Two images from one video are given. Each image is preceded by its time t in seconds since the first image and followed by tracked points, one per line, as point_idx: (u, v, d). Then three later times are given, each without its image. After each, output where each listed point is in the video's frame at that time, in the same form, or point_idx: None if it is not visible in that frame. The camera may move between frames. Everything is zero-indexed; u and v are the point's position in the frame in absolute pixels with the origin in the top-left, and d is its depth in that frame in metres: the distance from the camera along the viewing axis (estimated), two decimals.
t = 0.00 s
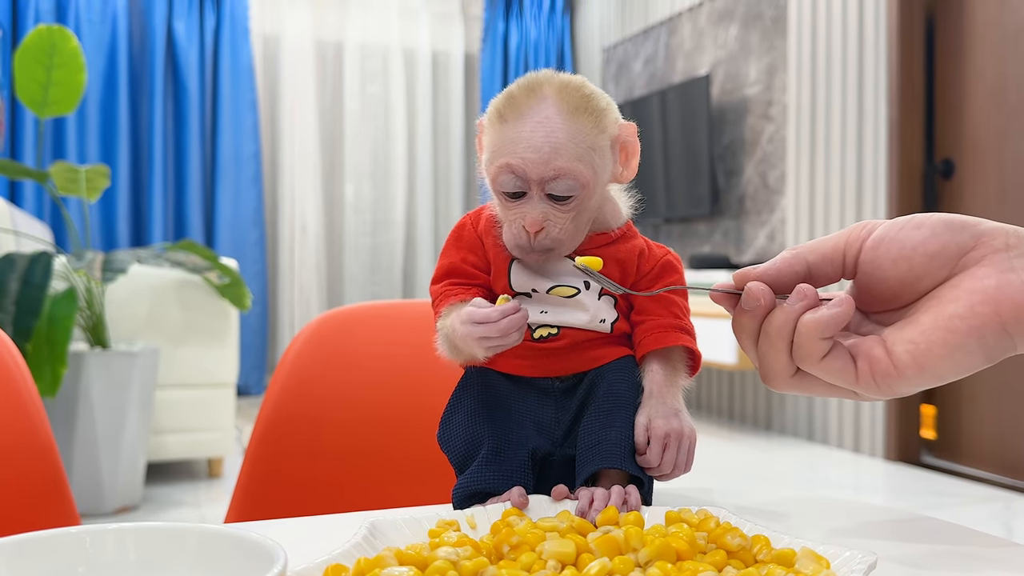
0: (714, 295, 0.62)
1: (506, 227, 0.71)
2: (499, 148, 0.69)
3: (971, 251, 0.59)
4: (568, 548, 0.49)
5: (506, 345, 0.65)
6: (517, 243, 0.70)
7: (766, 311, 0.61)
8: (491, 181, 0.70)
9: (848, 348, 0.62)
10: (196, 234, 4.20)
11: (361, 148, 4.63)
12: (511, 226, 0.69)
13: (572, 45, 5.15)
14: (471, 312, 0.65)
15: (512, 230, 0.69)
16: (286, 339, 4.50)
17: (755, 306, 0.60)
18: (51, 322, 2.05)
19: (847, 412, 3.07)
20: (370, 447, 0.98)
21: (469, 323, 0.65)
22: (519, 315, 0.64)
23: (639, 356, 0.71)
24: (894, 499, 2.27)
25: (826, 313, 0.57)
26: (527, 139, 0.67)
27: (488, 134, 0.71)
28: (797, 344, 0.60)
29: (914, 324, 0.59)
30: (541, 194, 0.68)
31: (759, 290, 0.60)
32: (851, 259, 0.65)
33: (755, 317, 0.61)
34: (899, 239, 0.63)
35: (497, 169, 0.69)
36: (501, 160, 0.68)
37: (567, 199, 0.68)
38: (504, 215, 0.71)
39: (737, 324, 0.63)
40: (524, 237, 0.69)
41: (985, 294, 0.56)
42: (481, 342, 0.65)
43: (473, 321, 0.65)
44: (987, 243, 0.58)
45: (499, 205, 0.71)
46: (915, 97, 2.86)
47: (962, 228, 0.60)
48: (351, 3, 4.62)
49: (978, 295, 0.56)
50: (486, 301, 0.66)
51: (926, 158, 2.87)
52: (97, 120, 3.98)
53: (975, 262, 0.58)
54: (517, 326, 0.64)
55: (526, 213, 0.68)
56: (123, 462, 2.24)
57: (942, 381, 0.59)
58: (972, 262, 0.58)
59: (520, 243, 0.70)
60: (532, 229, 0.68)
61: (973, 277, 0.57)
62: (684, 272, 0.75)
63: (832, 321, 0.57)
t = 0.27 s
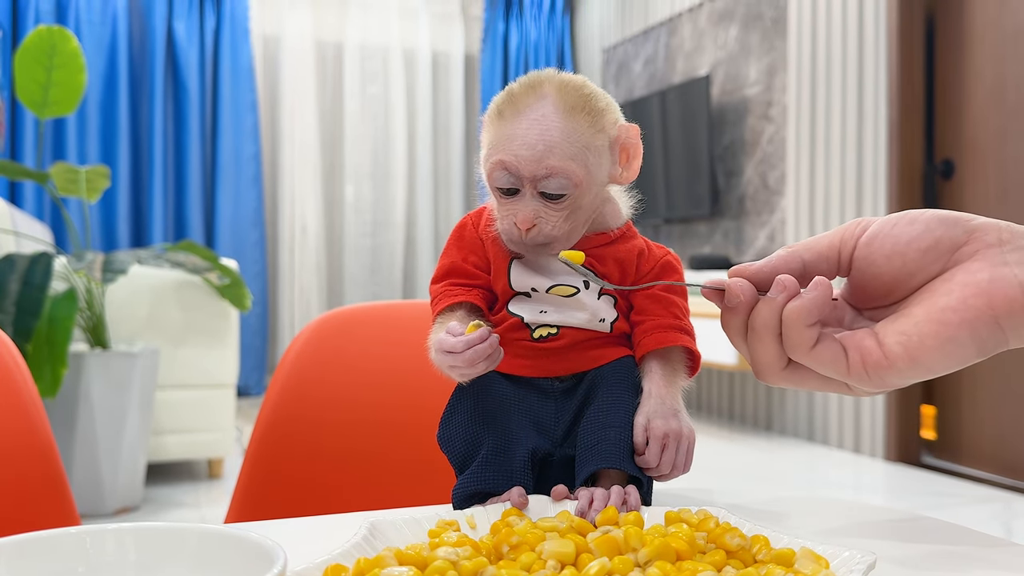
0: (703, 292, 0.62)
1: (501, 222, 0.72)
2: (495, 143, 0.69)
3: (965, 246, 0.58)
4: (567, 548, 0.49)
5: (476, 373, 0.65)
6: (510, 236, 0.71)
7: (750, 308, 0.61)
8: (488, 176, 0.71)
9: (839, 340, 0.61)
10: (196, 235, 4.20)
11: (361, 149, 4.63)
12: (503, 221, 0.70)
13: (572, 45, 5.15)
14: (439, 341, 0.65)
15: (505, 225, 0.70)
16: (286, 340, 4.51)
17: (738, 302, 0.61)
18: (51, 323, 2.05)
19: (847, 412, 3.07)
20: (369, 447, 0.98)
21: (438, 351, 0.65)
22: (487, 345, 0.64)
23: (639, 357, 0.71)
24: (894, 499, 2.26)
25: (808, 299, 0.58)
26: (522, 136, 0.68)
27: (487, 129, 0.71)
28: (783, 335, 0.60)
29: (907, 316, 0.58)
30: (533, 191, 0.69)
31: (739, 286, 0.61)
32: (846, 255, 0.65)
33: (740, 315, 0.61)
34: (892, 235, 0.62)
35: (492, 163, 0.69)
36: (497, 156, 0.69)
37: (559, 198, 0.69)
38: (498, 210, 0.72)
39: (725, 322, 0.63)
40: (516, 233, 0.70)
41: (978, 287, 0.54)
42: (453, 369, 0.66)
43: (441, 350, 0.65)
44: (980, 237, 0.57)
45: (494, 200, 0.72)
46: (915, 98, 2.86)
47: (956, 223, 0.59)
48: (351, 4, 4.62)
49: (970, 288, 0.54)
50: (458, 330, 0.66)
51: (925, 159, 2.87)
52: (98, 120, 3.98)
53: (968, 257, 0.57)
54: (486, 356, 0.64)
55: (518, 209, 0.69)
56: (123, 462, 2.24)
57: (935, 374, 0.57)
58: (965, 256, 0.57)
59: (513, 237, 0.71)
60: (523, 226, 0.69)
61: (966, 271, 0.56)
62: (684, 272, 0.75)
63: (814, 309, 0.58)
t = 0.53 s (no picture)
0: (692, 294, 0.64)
1: (514, 230, 0.71)
2: (506, 153, 0.69)
3: (961, 244, 0.57)
4: (567, 548, 0.49)
5: (471, 385, 0.65)
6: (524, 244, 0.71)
7: (739, 308, 0.62)
8: (497, 186, 0.70)
9: (835, 338, 0.60)
10: (196, 235, 4.20)
11: (361, 149, 4.63)
12: (522, 230, 0.70)
13: (572, 46, 5.15)
14: (436, 351, 0.65)
15: (524, 233, 0.70)
16: (286, 340, 4.51)
17: (726, 302, 0.62)
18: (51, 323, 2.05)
19: (848, 412, 3.07)
20: (369, 448, 0.98)
21: (435, 361, 0.65)
22: (483, 357, 0.64)
23: (638, 357, 0.71)
24: (894, 499, 2.26)
25: (800, 296, 0.57)
26: (536, 143, 0.67)
27: (492, 138, 0.71)
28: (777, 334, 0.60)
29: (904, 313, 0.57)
30: (553, 197, 0.68)
31: (725, 286, 0.62)
32: (842, 254, 0.66)
33: (731, 316, 0.62)
34: (888, 233, 0.62)
35: (506, 174, 0.69)
36: (511, 165, 0.68)
37: (577, 202, 0.69)
38: (510, 219, 0.72)
39: (716, 323, 0.64)
40: (537, 240, 0.70)
41: (975, 285, 0.54)
42: (447, 380, 0.65)
43: (438, 359, 0.65)
44: (976, 235, 0.56)
45: (503, 208, 0.71)
46: (915, 98, 2.86)
47: (953, 221, 0.58)
48: (351, 5, 4.62)
49: (966, 287, 0.54)
50: (457, 339, 0.66)
51: (926, 159, 2.87)
52: (97, 121, 3.98)
53: (965, 255, 0.57)
54: (481, 369, 0.64)
55: (538, 217, 0.69)
56: (123, 463, 2.24)
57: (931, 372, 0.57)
58: (962, 254, 0.57)
59: (534, 247, 0.71)
60: (545, 233, 0.69)
61: (964, 268, 0.55)
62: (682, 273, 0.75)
63: (807, 307, 0.57)
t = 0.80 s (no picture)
0: (692, 294, 0.64)
1: (523, 235, 0.71)
2: (513, 159, 0.69)
3: (963, 245, 0.57)
4: (568, 550, 0.49)
5: (469, 384, 0.66)
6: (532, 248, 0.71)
7: (739, 307, 0.63)
8: (505, 193, 0.70)
9: (835, 338, 0.60)
10: (196, 235, 4.20)
11: (361, 150, 4.63)
12: (532, 235, 0.69)
13: (572, 47, 5.15)
14: (435, 348, 0.65)
15: (534, 238, 0.69)
16: (286, 340, 4.51)
17: (726, 301, 0.63)
18: (51, 324, 2.05)
19: (848, 413, 3.07)
20: (369, 450, 0.98)
21: (434, 358, 0.65)
22: (482, 355, 0.64)
23: (639, 357, 0.71)
24: (894, 500, 2.26)
25: (800, 295, 0.57)
26: (543, 148, 0.67)
27: (495, 146, 0.70)
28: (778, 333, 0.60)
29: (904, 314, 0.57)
30: (563, 200, 0.68)
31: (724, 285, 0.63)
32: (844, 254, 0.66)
33: (731, 315, 0.63)
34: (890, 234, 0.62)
35: (514, 180, 0.68)
36: (519, 171, 0.68)
37: (587, 204, 0.69)
38: (518, 225, 0.71)
39: (716, 322, 0.64)
40: (549, 244, 0.69)
41: (976, 286, 0.53)
42: (446, 377, 0.65)
43: (438, 356, 0.65)
44: (977, 237, 0.56)
45: (510, 216, 0.71)
46: (914, 99, 2.86)
47: (953, 222, 0.58)
48: (351, 5, 4.63)
49: (967, 288, 0.54)
50: (458, 336, 0.66)
51: (925, 159, 2.87)
52: (97, 121, 3.98)
53: (966, 256, 0.56)
54: (480, 367, 0.64)
55: (549, 220, 0.68)
56: (124, 463, 2.24)
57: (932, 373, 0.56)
58: (963, 256, 0.57)
59: (547, 250, 0.70)
60: (557, 236, 0.68)
61: (965, 269, 0.55)
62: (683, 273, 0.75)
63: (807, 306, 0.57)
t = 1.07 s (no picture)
0: (692, 294, 0.64)
1: (523, 245, 0.71)
2: (513, 170, 0.69)
3: (963, 245, 0.57)
4: (567, 551, 0.50)
5: (469, 381, 0.66)
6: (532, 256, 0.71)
7: (739, 304, 0.63)
8: (505, 203, 0.70)
9: (835, 335, 0.60)
10: (196, 236, 4.20)
11: (361, 150, 4.63)
12: (532, 245, 0.69)
13: (572, 47, 5.15)
14: (438, 344, 0.65)
15: (534, 249, 0.69)
16: (286, 341, 4.51)
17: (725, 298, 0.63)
18: (51, 325, 2.05)
19: (847, 413, 3.07)
20: (369, 450, 0.98)
21: (436, 354, 0.65)
22: (485, 353, 0.64)
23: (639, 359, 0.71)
24: (894, 500, 2.26)
25: (800, 291, 0.57)
26: (542, 158, 0.67)
27: (496, 156, 0.70)
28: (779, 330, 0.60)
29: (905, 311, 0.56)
30: (563, 210, 0.68)
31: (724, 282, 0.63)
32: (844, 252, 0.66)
33: (731, 312, 0.63)
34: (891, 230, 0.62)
35: (514, 191, 0.68)
36: (519, 182, 0.68)
37: (589, 213, 0.69)
38: (518, 235, 0.71)
39: (715, 320, 0.64)
40: (549, 254, 0.69)
41: (976, 284, 0.53)
42: (446, 374, 0.66)
43: (440, 352, 0.65)
44: (978, 236, 0.56)
45: (511, 226, 0.71)
46: (914, 99, 2.86)
47: (954, 222, 0.58)
48: (351, 6, 4.63)
49: (967, 287, 0.54)
50: (460, 332, 0.66)
51: (925, 160, 2.87)
52: (97, 122, 3.98)
53: (966, 255, 0.56)
54: (481, 365, 0.64)
55: (549, 230, 0.68)
56: (124, 463, 2.25)
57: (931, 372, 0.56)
58: (962, 255, 0.57)
59: (547, 260, 0.70)
60: (557, 246, 0.68)
61: (965, 268, 0.55)
62: (683, 276, 0.75)
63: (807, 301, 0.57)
